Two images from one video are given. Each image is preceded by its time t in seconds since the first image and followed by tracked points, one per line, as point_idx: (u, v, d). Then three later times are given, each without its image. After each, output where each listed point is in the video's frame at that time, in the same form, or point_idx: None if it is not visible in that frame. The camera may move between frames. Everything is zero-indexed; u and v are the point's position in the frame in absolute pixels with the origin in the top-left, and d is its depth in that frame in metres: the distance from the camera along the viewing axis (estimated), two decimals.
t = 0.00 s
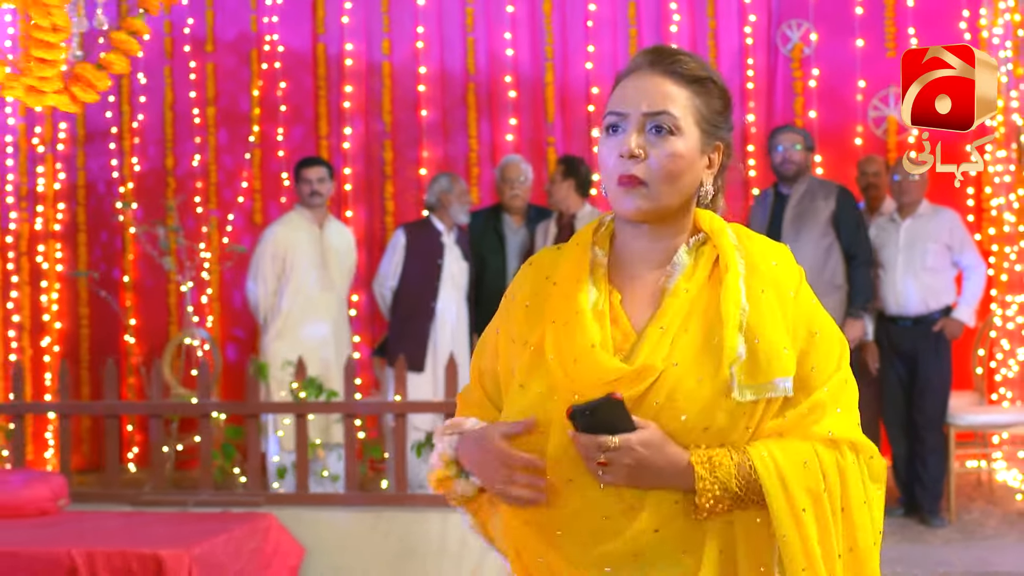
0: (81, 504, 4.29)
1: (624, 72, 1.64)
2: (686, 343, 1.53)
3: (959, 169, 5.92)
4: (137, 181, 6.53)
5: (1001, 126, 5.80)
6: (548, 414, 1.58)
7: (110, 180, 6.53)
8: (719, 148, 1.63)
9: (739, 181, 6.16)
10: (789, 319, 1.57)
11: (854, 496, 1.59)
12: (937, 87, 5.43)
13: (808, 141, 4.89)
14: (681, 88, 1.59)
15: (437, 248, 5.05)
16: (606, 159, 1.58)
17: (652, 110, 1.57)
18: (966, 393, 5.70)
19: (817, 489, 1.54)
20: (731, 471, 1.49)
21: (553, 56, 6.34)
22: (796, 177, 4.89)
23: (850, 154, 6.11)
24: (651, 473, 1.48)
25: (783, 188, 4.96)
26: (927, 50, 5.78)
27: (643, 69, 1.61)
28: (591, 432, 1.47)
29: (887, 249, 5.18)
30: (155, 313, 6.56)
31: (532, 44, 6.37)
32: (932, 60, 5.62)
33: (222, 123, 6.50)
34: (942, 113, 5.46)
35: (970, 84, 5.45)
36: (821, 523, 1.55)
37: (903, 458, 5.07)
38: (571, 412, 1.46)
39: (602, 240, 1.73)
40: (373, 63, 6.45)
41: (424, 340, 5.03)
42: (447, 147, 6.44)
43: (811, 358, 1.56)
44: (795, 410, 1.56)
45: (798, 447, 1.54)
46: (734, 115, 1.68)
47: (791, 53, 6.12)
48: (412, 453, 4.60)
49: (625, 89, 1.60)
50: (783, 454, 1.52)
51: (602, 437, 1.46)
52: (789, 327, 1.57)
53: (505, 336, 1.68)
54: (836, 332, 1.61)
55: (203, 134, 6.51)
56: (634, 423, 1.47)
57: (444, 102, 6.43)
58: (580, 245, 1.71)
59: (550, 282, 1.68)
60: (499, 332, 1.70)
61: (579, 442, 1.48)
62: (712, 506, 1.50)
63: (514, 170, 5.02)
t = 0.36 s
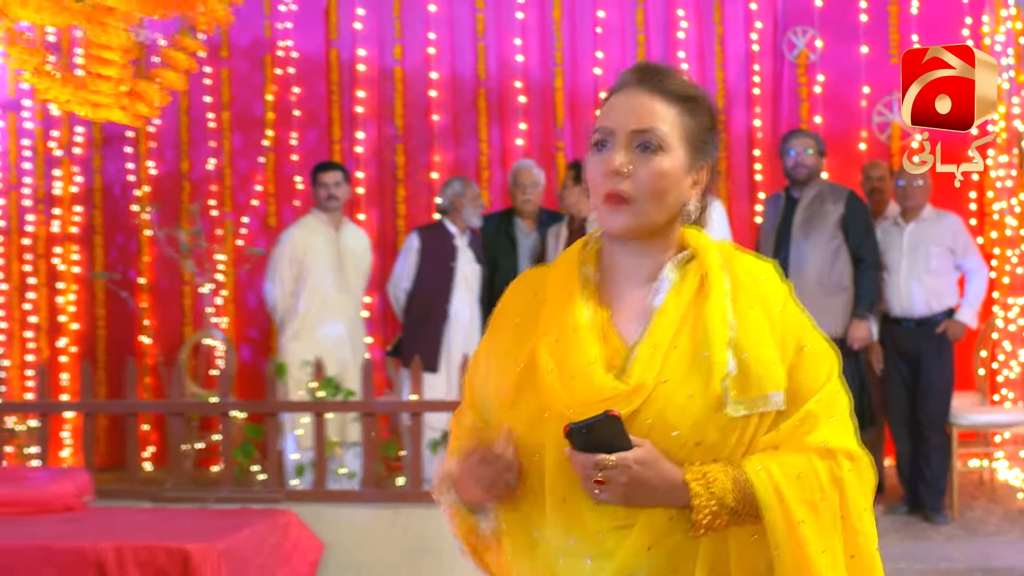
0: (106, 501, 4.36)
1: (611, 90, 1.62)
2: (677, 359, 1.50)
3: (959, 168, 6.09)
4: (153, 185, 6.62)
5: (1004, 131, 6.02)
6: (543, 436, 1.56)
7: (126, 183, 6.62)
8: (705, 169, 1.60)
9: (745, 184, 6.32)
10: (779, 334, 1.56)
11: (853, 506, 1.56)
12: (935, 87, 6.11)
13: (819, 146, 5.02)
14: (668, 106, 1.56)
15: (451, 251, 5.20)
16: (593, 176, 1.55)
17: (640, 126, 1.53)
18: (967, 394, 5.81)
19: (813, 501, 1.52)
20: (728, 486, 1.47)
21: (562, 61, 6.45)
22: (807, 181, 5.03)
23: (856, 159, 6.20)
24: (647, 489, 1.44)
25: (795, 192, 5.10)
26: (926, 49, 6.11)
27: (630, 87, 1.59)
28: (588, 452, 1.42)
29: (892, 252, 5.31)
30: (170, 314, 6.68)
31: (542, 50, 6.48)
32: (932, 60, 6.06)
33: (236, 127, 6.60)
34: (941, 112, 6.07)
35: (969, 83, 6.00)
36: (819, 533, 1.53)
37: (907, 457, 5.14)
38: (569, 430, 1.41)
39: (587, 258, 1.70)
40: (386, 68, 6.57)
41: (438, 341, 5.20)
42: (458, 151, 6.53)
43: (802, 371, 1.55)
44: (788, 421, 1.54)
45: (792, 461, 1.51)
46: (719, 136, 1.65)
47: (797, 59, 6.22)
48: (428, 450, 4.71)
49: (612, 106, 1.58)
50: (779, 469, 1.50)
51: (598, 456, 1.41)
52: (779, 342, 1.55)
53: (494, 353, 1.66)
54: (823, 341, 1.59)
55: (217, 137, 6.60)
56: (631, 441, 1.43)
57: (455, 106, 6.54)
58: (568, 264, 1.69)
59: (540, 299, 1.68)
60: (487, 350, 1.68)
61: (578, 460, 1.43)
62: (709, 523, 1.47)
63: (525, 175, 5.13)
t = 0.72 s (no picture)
0: (132, 497, 4.51)
1: (586, 85, 1.73)
2: (665, 352, 1.63)
3: (960, 168, 6.15)
4: (171, 190, 6.74)
5: (1007, 135, 6.14)
6: (534, 429, 1.66)
7: (144, 189, 6.74)
8: (677, 159, 1.72)
9: (753, 189, 6.41)
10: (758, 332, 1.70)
11: (827, 499, 1.73)
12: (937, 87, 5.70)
13: (832, 150, 5.13)
14: (638, 101, 1.67)
15: (464, 254, 5.44)
16: (564, 171, 1.67)
17: (609, 122, 1.65)
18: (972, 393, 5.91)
19: (796, 496, 1.67)
20: (718, 475, 1.61)
21: (574, 68, 6.59)
22: (820, 184, 5.13)
23: (863, 163, 6.32)
24: (646, 483, 1.54)
25: (807, 195, 5.21)
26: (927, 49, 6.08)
27: (603, 84, 1.70)
28: (595, 448, 1.51)
29: (898, 254, 5.40)
30: (187, 317, 6.76)
31: (554, 56, 6.60)
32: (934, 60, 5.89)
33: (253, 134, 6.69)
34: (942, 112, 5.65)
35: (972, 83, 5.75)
36: (800, 525, 1.67)
37: (913, 454, 5.26)
38: (583, 426, 1.50)
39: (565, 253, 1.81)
40: (399, 74, 6.69)
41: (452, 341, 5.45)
42: (471, 156, 6.66)
43: (785, 367, 1.70)
44: (771, 417, 1.70)
45: (776, 456, 1.67)
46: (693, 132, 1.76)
47: (804, 65, 6.34)
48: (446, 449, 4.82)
49: (584, 102, 1.69)
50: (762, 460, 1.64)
51: (609, 451, 1.50)
52: (762, 340, 1.70)
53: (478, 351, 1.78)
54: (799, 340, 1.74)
55: (234, 143, 6.71)
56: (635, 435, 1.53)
57: (468, 112, 6.65)
58: (546, 258, 1.80)
59: (517, 298, 1.78)
60: (475, 344, 1.78)
61: (581, 455, 1.52)
62: (701, 513, 1.61)
63: (538, 181, 5.22)
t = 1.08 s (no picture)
0: (153, 493, 4.65)
1: (568, 83, 1.81)
2: (660, 353, 1.71)
3: (960, 168, 6.30)
4: (184, 191, 6.85)
5: (1006, 135, 6.26)
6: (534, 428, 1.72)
7: (158, 190, 6.85)
8: (660, 154, 1.79)
9: (757, 188, 6.54)
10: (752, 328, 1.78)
11: (824, 487, 1.81)
12: (936, 85, 6.30)
13: (841, 150, 5.25)
14: (620, 96, 1.75)
15: (472, 252, 5.56)
16: (550, 168, 1.74)
17: (592, 117, 1.72)
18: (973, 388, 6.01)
19: (799, 490, 1.75)
20: (723, 475, 1.67)
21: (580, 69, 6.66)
22: (828, 183, 5.25)
23: (865, 163, 6.43)
24: (656, 488, 1.61)
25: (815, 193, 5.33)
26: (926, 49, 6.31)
27: (584, 81, 1.78)
28: (609, 459, 1.56)
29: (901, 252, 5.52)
30: (201, 317, 6.85)
31: (561, 58, 6.70)
32: (933, 60, 6.26)
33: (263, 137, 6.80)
34: (942, 112, 6.26)
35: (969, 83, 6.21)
36: (802, 519, 1.75)
37: (915, 449, 5.36)
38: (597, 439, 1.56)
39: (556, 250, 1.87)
40: (409, 77, 6.80)
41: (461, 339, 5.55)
42: (479, 157, 6.75)
43: (780, 363, 1.78)
44: (769, 413, 1.77)
45: (778, 450, 1.74)
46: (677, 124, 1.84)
47: (807, 66, 6.46)
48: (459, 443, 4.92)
49: (567, 100, 1.76)
50: (765, 458, 1.71)
51: (622, 462, 1.55)
52: (758, 337, 1.78)
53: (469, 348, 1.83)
54: (790, 333, 1.83)
55: (247, 145, 6.81)
56: (648, 445, 1.59)
57: (476, 113, 6.75)
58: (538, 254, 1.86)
59: (509, 295, 1.84)
60: (469, 340, 1.83)
61: (597, 468, 1.57)
62: (709, 512, 1.67)
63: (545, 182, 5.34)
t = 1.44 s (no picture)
0: (172, 485, 4.78)
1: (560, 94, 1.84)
2: (657, 366, 1.73)
3: (960, 168, 6.41)
4: (195, 190, 6.95)
5: (1005, 134, 6.35)
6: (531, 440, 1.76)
7: (170, 190, 6.96)
8: (654, 159, 1.81)
9: (760, 186, 6.65)
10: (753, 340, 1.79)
11: (824, 498, 1.83)
12: (936, 86, 6.39)
13: (846, 149, 5.38)
14: (609, 104, 1.78)
15: (479, 250, 5.66)
16: (544, 178, 1.77)
17: (580, 125, 1.75)
18: (973, 382, 6.12)
19: (794, 502, 1.78)
20: (719, 487, 1.71)
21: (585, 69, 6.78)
22: (835, 181, 5.37)
23: (866, 162, 6.53)
24: (649, 502, 1.67)
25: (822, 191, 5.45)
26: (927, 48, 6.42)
27: (574, 91, 1.81)
28: (604, 471, 1.62)
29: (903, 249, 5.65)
30: (213, 314, 6.97)
31: (566, 59, 6.81)
32: (933, 60, 6.37)
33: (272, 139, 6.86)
34: (942, 112, 6.37)
35: (970, 83, 6.31)
36: (796, 533, 1.78)
37: (916, 441, 5.48)
38: (589, 451, 1.62)
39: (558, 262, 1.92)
40: (417, 78, 6.90)
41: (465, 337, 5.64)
42: (486, 156, 6.86)
43: (782, 374, 1.79)
44: (771, 428, 1.79)
45: (774, 464, 1.77)
46: (672, 129, 1.86)
47: (809, 66, 6.57)
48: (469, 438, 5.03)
49: (559, 111, 1.80)
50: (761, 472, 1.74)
51: (614, 474, 1.62)
52: (758, 351, 1.79)
53: (476, 361, 1.88)
54: (794, 344, 1.83)
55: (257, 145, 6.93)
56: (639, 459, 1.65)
57: (483, 113, 6.86)
58: (539, 267, 1.91)
59: (514, 308, 1.87)
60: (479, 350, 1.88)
61: (589, 481, 1.64)
62: (706, 524, 1.71)
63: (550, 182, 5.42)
